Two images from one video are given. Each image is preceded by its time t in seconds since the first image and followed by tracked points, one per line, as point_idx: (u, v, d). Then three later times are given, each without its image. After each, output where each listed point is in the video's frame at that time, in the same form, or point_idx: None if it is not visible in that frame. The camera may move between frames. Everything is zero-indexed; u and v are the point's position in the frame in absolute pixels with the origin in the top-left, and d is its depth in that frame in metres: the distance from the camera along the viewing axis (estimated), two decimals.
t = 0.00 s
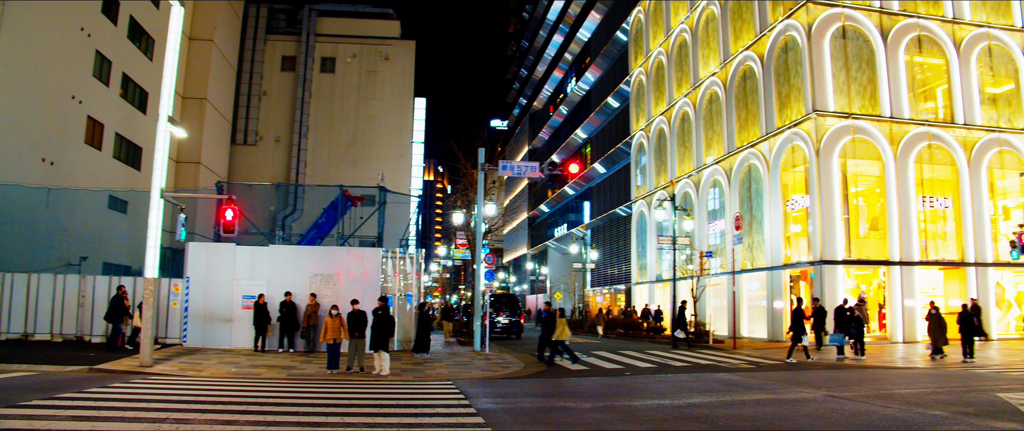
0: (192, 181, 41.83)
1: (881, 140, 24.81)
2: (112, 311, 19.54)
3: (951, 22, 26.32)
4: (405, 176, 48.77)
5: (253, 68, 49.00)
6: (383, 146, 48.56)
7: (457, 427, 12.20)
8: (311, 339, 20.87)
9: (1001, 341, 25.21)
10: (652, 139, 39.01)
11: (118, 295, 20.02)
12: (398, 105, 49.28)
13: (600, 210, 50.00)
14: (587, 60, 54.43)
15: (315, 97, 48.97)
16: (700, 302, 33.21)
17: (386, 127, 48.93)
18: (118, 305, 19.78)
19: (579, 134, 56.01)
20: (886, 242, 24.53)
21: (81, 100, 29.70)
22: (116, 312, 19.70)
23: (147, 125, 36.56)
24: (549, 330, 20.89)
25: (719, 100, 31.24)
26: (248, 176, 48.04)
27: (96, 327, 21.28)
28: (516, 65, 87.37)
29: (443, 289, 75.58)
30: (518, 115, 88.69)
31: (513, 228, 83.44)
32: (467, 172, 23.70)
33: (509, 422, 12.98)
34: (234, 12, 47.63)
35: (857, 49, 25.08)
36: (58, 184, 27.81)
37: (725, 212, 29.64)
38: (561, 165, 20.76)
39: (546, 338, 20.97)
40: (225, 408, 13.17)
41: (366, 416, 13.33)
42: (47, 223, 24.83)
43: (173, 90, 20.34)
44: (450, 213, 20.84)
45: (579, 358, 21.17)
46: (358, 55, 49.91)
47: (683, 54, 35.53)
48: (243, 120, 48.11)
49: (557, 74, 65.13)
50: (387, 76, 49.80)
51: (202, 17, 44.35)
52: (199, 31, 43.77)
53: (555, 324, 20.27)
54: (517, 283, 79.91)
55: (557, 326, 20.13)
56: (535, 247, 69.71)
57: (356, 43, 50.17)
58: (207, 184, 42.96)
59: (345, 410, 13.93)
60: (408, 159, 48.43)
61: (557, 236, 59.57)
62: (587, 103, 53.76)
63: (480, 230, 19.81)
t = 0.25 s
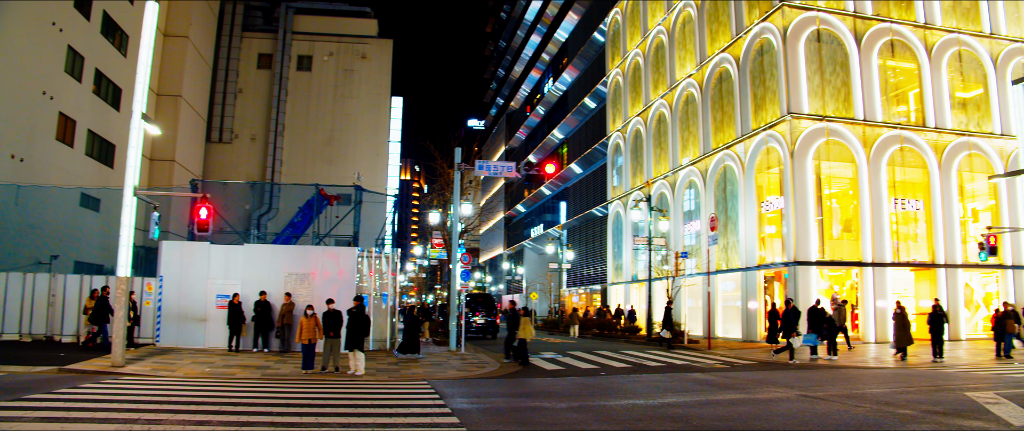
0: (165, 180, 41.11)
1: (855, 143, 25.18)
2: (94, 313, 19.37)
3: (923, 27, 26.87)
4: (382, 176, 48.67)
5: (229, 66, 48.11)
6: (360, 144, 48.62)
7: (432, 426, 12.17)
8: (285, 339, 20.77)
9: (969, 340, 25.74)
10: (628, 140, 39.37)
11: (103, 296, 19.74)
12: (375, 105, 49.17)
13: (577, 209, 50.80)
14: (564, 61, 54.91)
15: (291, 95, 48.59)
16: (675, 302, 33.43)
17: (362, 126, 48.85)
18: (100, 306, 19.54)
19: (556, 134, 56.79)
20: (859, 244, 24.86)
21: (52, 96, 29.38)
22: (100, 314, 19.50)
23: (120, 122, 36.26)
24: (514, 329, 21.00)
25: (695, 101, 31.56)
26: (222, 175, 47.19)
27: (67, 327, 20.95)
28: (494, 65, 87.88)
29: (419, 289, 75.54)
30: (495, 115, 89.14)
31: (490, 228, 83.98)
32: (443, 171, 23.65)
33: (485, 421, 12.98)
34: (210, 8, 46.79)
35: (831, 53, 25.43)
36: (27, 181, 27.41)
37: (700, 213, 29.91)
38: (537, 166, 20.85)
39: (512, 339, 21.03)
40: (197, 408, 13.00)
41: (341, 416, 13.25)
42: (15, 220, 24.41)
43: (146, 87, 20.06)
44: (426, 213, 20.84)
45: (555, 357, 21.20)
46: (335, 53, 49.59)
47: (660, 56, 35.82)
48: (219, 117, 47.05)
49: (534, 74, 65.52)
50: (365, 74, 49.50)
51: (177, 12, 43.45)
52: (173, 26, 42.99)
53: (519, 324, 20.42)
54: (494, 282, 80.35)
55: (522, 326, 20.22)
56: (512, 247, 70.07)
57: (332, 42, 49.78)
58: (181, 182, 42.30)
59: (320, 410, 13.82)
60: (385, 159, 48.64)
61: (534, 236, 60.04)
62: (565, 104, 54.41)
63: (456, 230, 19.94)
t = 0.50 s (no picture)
0: (139, 176, 40.60)
1: (829, 145, 25.45)
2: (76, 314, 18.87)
3: (896, 32, 27.40)
4: (358, 176, 48.47)
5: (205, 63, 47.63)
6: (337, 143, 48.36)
7: (407, 426, 12.13)
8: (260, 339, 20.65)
9: (939, 340, 26.16)
10: (605, 141, 39.79)
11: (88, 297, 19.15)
12: (352, 104, 48.95)
13: (553, 210, 50.98)
14: (541, 61, 55.25)
15: (267, 93, 48.24)
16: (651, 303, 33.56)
17: (339, 125, 48.62)
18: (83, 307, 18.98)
19: (533, 134, 56.93)
20: (832, 246, 25.11)
21: (22, 92, 28.99)
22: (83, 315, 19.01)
23: (92, 118, 35.93)
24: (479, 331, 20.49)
25: (671, 102, 31.85)
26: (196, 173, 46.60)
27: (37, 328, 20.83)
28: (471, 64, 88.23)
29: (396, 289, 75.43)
30: (473, 115, 89.46)
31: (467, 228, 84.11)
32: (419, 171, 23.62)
33: (459, 422, 12.95)
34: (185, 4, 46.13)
35: (806, 56, 25.69)
36: None
37: (676, 213, 30.13)
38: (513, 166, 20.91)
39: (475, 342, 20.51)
40: (169, 409, 12.81)
41: (315, 416, 13.14)
42: None
43: (120, 83, 19.75)
44: (403, 214, 20.84)
45: (530, 358, 21.18)
46: (312, 52, 49.27)
47: (637, 57, 36.12)
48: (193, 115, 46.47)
49: (512, 74, 65.51)
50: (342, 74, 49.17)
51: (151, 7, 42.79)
52: (146, 22, 42.34)
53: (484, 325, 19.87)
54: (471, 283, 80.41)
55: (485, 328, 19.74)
56: (489, 247, 70.12)
57: (310, 40, 49.48)
58: (154, 180, 41.77)
59: (294, 410, 13.67)
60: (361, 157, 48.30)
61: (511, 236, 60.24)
62: (542, 104, 54.73)
63: (433, 229, 20.03)
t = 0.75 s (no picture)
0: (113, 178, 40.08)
1: (803, 147, 25.73)
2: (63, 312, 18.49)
3: (869, 36, 27.84)
4: (334, 175, 48.27)
5: (180, 60, 46.95)
6: (313, 143, 48.10)
7: (384, 426, 12.10)
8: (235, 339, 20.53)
9: (911, 340, 26.49)
10: (582, 141, 40.20)
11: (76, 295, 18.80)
12: (330, 103, 48.75)
13: (530, 211, 51.41)
14: (519, 61, 55.58)
15: (244, 91, 47.80)
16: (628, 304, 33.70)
17: (315, 123, 48.35)
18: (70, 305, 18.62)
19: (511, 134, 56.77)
20: (808, 246, 25.39)
21: None
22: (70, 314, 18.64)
23: (64, 114, 35.76)
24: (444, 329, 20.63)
25: (648, 103, 32.24)
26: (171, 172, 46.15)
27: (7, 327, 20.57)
28: (450, 64, 88.51)
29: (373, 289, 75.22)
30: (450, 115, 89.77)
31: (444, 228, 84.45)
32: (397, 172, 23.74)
33: (435, 422, 12.95)
34: None
35: (782, 59, 26.00)
36: None
37: (653, 214, 30.36)
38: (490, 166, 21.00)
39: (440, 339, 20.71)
40: (141, 410, 12.65)
41: (291, 416, 13.08)
42: None
43: (92, 80, 19.15)
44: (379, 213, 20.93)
45: (507, 358, 21.21)
46: (289, 50, 48.96)
47: (615, 59, 36.54)
48: (169, 112, 45.99)
49: (489, 74, 65.78)
50: (319, 73, 48.93)
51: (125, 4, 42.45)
52: (120, 19, 41.98)
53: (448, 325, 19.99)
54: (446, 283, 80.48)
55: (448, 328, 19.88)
56: (466, 247, 70.36)
57: (286, 38, 49.13)
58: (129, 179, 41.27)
59: (270, 411, 13.53)
60: (337, 157, 48.04)
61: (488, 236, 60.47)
62: (519, 104, 55.09)
63: (410, 229, 19.88)
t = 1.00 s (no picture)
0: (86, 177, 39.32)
1: (779, 149, 26.11)
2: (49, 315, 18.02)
3: (844, 39, 28.24)
4: (312, 174, 47.84)
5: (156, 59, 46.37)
6: (288, 140, 47.71)
7: (361, 427, 12.06)
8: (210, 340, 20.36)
9: (885, 340, 26.77)
10: (560, 143, 40.54)
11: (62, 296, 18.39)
12: (307, 103, 48.54)
13: (508, 212, 51.75)
14: (498, 62, 55.86)
15: (221, 90, 47.29)
16: (605, 305, 33.79)
17: (292, 123, 48.04)
18: (57, 307, 18.12)
19: (489, 135, 57.21)
20: (783, 247, 25.73)
21: None
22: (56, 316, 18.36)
23: (35, 113, 35.36)
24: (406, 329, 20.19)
25: (626, 105, 32.57)
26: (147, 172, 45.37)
27: None
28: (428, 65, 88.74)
29: (350, 290, 75.04)
30: (428, 116, 89.96)
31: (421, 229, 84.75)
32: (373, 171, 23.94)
33: (412, 422, 12.95)
34: None
35: (759, 62, 26.44)
36: None
37: (630, 215, 30.61)
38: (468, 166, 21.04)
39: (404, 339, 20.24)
40: (115, 412, 12.49)
41: (268, 417, 13.01)
42: None
43: (66, 77, 18.67)
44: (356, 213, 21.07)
45: (485, 359, 21.23)
46: (267, 49, 48.57)
47: (593, 60, 36.89)
48: (144, 111, 45.44)
49: (467, 75, 66.07)
50: (296, 73, 48.73)
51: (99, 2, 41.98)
52: (94, 17, 41.51)
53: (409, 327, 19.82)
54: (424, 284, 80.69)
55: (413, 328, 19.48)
56: (444, 248, 70.57)
57: (264, 37, 48.80)
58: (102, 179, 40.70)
59: (242, 413, 13.31)
60: (315, 153, 47.86)
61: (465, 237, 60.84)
62: (497, 105, 55.39)
63: (387, 230, 19.74)
